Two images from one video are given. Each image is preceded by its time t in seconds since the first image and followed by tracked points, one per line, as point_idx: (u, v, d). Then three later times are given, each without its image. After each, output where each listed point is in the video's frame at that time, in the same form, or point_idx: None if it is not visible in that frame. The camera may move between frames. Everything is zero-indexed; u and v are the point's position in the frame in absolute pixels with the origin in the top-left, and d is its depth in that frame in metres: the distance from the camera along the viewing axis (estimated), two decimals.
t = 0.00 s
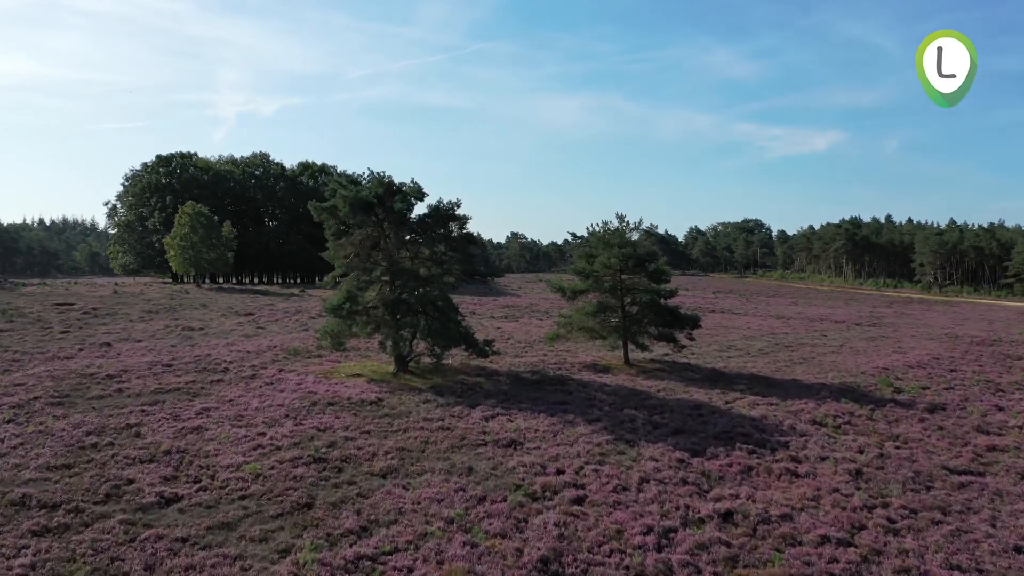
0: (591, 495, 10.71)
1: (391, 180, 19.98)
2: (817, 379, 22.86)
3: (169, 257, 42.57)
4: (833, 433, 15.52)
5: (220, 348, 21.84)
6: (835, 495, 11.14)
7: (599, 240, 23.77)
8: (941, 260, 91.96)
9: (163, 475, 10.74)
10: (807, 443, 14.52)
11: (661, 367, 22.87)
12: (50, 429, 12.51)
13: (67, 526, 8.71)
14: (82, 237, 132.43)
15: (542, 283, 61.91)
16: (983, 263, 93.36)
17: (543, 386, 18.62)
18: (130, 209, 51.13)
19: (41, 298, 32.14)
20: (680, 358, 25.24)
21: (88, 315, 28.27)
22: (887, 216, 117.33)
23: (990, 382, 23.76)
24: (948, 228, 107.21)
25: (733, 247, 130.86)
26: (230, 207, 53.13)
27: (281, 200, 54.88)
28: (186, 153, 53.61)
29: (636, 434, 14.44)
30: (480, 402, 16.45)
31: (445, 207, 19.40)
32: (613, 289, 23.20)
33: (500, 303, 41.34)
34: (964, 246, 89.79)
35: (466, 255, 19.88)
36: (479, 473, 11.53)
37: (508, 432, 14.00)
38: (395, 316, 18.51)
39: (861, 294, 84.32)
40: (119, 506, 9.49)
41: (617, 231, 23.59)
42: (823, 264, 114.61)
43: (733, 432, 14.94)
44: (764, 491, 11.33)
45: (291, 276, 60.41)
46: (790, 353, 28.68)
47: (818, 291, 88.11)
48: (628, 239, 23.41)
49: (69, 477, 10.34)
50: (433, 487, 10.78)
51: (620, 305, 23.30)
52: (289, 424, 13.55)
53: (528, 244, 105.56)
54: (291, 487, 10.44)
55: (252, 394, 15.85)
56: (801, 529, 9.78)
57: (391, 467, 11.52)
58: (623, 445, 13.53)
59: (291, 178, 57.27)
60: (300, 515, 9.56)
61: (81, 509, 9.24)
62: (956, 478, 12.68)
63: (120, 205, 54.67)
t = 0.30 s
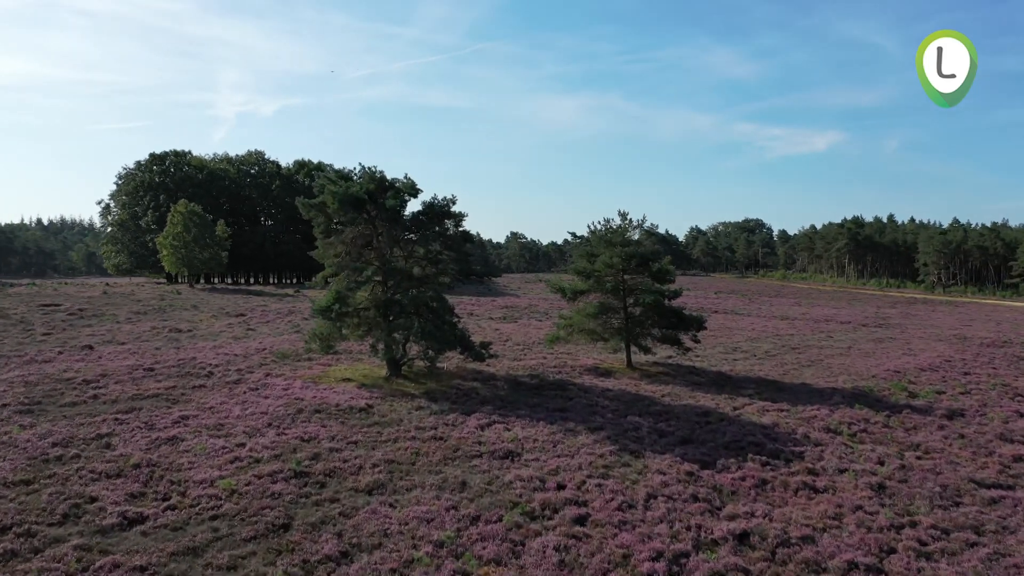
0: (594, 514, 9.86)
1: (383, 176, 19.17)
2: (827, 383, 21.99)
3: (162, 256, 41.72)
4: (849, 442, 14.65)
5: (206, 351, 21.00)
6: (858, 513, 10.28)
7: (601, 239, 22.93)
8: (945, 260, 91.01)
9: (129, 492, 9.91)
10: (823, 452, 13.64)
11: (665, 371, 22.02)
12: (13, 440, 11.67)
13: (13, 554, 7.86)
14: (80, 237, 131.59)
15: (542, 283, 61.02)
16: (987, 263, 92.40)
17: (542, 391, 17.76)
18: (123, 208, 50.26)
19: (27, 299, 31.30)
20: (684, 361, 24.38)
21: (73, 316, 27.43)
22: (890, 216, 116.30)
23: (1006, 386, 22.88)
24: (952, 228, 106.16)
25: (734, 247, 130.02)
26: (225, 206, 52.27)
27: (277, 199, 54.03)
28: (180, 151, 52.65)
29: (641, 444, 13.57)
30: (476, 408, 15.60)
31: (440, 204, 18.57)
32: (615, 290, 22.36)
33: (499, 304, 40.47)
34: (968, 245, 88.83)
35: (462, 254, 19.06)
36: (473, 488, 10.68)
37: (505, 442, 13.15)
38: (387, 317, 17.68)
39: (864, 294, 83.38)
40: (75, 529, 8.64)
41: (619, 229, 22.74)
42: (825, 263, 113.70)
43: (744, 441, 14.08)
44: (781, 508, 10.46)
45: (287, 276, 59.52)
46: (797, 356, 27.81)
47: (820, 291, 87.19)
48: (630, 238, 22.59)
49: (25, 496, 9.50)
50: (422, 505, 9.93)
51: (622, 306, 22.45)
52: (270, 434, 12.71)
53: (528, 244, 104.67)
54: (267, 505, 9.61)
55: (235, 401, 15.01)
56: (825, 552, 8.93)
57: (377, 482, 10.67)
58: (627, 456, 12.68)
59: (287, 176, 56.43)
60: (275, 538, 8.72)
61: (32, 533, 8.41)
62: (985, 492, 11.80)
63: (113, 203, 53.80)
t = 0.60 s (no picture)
0: (597, 534, 9.07)
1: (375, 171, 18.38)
2: (837, 386, 21.21)
3: (154, 256, 40.94)
4: (866, 451, 13.84)
5: (192, 354, 20.22)
6: (883, 532, 9.49)
7: (602, 237, 22.16)
8: (948, 260, 90.22)
9: (93, 510, 9.12)
10: (840, 463, 12.85)
11: (669, 374, 21.24)
12: None
13: None
14: (77, 237, 130.82)
15: (542, 283, 60.25)
16: (990, 263, 91.62)
17: (541, 396, 16.97)
18: (117, 207, 49.44)
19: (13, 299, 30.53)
20: (688, 364, 23.61)
21: (59, 316, 26.66)
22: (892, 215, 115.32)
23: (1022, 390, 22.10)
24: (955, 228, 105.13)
25: (735, 246, 129.24)
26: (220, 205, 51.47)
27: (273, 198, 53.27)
28: (174, 149, 51.79)
29: (646, 454, 12.77)
30: (472, 415, 14.82)
31: (435, 200, 17.77)
32: (617, 290, 21.59)
33: (498, 304, 39.67)
34: (971, 245, 88.05)
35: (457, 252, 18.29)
36: (467, 505, 9.89)
37: (502, 452, 12.36)
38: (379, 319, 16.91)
39: (866, 294, 82.57)
40: (27, 554, 7.85)
41: (621, 227, 21.96)
42: (827, 263, 112.93)
43: (754, 450, 13.30)
44: (799, 527, 9.68)
45: (284, 276, 58.77)
46: (804, 358, 27.02)
47: (823, 291, 86.41)
48: (633, 236, 21.81)
49: None
50: (410, 523, 9.14)
51: (624, 307, 21.68)
52: (251, 444, 11.93)
53: (528, 244, 103.89)
54: (241, 525, 8.81)
55: (217, 408, 14.24)
56: None
57: (362, 498, 9.88)
58: (632, 468, 11.90)
59: (283, 175, 55.65)
60: (247, 563, 7.93)
61: None
62: (1016, 507, 11.00)
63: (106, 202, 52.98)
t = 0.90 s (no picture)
0: (601, 556, 8.34)
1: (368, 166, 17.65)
2: (848, 390, 20.48)
3: (147, 256, 40.23)
4: (883, 461, 13.11)
5: (178, 357, 19.48)
6: (911, 554, 8.76)
7: (604, 236, 21.44)
8: (952, 261, 89.47)
9: (53, 531, 8.39)
10: (857, 474, 12.12)
11: (673, 378, 20.52)
12: None
13: None
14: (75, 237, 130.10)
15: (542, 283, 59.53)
16: (994, 263, 90.86)
17: (540, 402, 16.25)
18: (110, 206, 48.69)
19: None
20: (692, 367, 22.89)
21: (45, 318, 25.93)
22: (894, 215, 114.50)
23: None
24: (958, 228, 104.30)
25: (736, 246, 128.55)
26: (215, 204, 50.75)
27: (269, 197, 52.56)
28: (168, 147, 51.07)
29: (652, 465, 12.04)
30: (468, 422, 14.09)
31: (430, 197, 17.06)
32: (619, 291, 20.88)
33: (496, 305, 38.97)
34: (975, 245, 87.30)
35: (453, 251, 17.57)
36: (460, 523, 9.16)
37: (498, 463, 11.64)
38: (371, 320, 16.20)
39: (869, 295, 81.85)
40: None
41: (623, 226, 21.23)
42: (829, 263, 112.21)
43: (766, 460, 12.57)
44: (819, 547, 8.94)
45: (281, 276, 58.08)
46: (811, 360, 26.30)
47: (825, 292, 85.74)
48: (635, 235, 21.09)
49: None
50: (398, 544, 8.40)
51: (626, 309, 20.97)
52: (231, 455, 11.20)
53: (528, 244, 103.17)
54: (212, 547, 8.08)
55: (199, 415, 13.52)
56: None
57: (346, 516, 9.15)
58: (637, 480, 11.16)
59: (280, 174, 54.96)
60: None
61: None
62: None
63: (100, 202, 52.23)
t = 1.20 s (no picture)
0: None
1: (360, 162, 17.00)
2: (858, 394, 19.80)
3: (140, 256, 39.59)
4: (901, 471, 12.42)
5: (164, 360, 18.80)
6: None
7: (605, 235, 20.79)
8: (955, 260, 88.74)
9: (10, 552, 7.71)
10: (876, 485, 11.42)
11: (677, 381, 19.85)
12: None
13: None
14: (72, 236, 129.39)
15: (542, 283, 58.87)
16: (998, 263, 90.13)
17: (539, 407, 15.59)
18: (104, 205, 48.03)
19: None
20: (696, 369, 22.22)
21: (32, 319, 25.24)
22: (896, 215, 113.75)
23: None
24: (961, 227, 103.55)
25: (737, 246, 127.87)
26: (210, 204, 50.06)
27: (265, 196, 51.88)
28: (163, 145, 50.38)
29: (657, 476, 11.35)
30: (463, 429, 13.42)
31: (424, 194, 16.44)
32: (621, 291, 20.23)
33: (495, 306, 38.30)
34: (978, 244, 86.56)
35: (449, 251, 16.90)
36: (452, 543, 8.48)
37: (495, 474, 10.95)
38: (363, 322, 15.53)
39: (871, 295, 81.12)
40: None
41: (625, 224, 20.58)
42: (831, 263, 111.48)
43: (778, 470, 11.89)
44: (842, 570, 8.25)
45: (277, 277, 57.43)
46: (818, 362, 25.62)
47: (827, 292, 85.04)
48: (637, 233, 20.42)
49: None
50: (384, 568, 7.71)
51: (629, 309, 20.33)
52: (210, 467, 10.52)
53: (528, 244, 102.43)
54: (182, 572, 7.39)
55: (180, 423, 12.83)
56: None
57: (330, 535, 8.47)
58: (643, 494, 10.47)
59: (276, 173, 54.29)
60: None
61: None
62: None
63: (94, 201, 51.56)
